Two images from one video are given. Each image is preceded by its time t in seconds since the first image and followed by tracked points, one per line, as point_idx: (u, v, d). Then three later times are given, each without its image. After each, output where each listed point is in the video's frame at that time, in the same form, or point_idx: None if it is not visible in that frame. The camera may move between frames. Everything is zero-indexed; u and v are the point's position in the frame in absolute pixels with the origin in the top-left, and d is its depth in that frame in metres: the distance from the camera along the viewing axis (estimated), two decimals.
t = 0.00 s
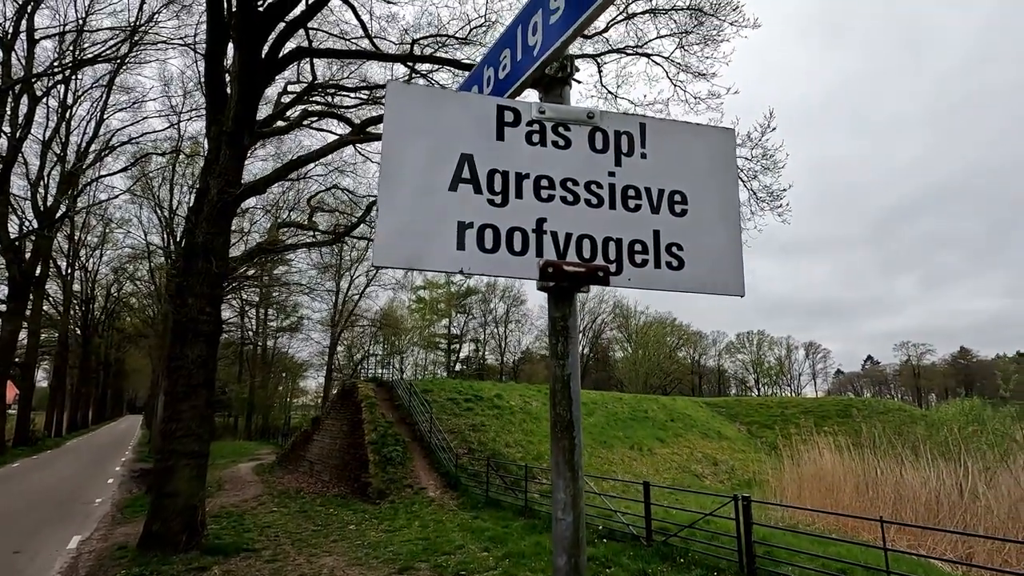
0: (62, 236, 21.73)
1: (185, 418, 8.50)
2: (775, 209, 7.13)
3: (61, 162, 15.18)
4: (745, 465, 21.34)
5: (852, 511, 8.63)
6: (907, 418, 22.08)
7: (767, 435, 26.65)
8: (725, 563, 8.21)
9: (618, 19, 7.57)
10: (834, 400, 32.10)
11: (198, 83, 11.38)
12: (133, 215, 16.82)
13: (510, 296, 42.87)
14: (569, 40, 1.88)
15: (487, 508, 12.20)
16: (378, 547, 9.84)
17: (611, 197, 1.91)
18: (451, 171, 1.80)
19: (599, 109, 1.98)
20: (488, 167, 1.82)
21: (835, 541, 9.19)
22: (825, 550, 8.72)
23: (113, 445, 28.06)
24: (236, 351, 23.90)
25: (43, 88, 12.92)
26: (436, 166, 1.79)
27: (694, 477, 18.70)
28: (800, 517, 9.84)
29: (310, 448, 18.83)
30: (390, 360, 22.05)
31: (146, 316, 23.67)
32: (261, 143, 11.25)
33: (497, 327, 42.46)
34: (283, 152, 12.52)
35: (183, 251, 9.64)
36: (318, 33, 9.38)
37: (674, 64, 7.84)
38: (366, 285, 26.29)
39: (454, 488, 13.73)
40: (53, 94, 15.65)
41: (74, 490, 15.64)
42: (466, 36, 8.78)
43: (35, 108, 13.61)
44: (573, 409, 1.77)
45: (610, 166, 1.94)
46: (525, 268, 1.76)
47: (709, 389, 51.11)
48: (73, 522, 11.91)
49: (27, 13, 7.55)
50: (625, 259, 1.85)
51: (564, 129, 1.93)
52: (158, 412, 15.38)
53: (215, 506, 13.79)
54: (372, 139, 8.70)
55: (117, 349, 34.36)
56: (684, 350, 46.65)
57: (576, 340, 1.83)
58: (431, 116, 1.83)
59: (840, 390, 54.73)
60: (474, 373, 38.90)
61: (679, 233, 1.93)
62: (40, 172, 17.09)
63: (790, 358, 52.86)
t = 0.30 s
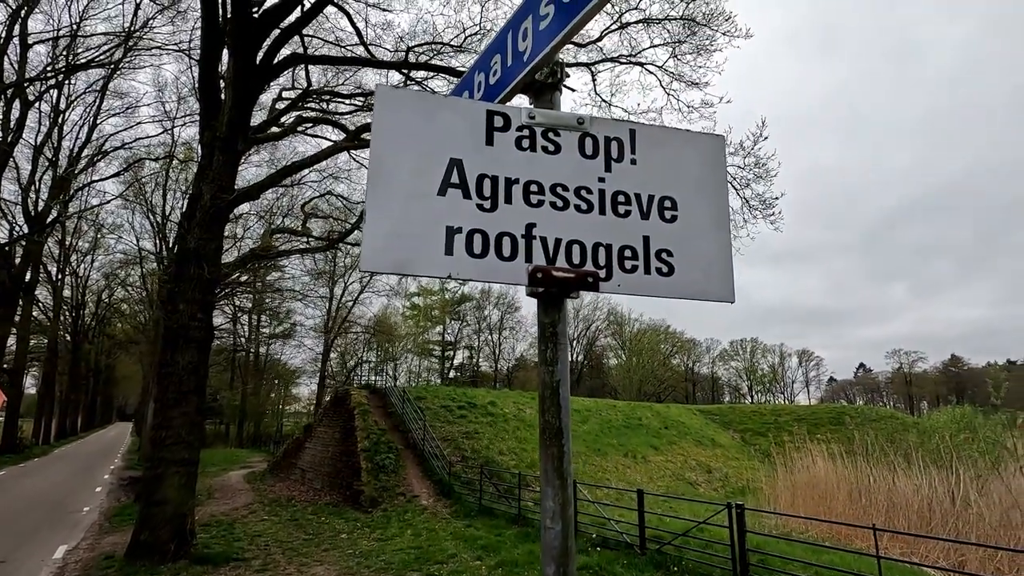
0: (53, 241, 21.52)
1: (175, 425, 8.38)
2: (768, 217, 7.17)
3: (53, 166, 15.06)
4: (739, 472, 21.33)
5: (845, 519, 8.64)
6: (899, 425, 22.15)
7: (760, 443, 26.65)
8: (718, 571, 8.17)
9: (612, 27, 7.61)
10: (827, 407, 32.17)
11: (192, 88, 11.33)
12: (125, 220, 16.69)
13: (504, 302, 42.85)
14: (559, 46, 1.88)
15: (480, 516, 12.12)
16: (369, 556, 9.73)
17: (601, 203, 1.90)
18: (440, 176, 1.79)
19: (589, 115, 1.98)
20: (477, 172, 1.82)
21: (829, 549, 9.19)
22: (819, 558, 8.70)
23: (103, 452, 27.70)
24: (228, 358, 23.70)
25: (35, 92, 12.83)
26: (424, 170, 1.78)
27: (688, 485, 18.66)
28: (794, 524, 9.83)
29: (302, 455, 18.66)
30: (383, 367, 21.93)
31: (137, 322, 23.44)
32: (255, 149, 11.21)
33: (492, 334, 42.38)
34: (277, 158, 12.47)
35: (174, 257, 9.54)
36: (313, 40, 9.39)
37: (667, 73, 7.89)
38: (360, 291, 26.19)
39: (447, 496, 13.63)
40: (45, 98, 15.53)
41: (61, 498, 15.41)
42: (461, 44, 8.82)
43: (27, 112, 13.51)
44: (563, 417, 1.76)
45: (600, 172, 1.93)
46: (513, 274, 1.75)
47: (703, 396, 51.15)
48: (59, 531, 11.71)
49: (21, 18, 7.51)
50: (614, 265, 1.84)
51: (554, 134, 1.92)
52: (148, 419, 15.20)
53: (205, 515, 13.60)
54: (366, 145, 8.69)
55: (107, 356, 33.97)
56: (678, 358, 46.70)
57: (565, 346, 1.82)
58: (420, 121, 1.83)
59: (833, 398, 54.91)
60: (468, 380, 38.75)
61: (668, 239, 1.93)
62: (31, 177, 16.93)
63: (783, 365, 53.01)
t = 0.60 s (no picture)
0: (46, 245, 21.36)
1: (168, 431, 8.31)
2: (764, 224, 7.01)
3: (47, 170, 14.96)
4: (734, 478, 21.31)
5: (840, 524, 8.67)
6: (894, 431, 22.19)
7: (756, 449, 26.65)
8: None
9: (608, 34, 7.64)
10: (822, 413, 32.22)
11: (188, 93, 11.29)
12: (120, 225, 16.59)
13: (500, 308, 42.82)
14: (556, 51, 1.89)
15: (476, 523, 12.06)
16: (363, 563, 9.65)
17: (597, 209, 1.90)
18: (435, 182, 1.79)
19: (585, 121, 1.99)
20: (473, 178, 1.82)
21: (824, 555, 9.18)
22: (814, 564, 8.71)
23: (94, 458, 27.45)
24: (222, 363, 23.56)
25: (30, 96, 12.76)
26: (420, 176, 1.78)
27: (684, 491, 18.63)
28: (789, 531, 9.83)
29: (296, 461, 18.53)
30: (378, 373, 21.84)
31: (131, 327, 23.25)
32: (251, 153, 11.19)
33: (487, 340, 42.31)
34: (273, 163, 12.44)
35: (169, 261, 9.49)
36: (310, 45, 9.40)
37: (663, 80, 7.92)
38: (355, 297, 26.09)
39: (442, 503, 13.55)
40: (39, 101, 15.46)
41: (51, 505, 15.24)
42: (458, 50, 8.84)
43: (21, 116, 13.45)
44: (558, 423, 1.75)
45: (596, 178, 1.93)
46: (508, 280, 1.74)
47: (699, 402, 51.17)
48: (49, 538, 11.57)
49: (16, 21, 7.48)
50: (610, 271, 1.85)
51: (550, 140, 1.93)
52: (141, 425, 15.06)
53: (197, 522, 13.47)
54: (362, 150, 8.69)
55: (100, 361, 33.68)
56: (673, 363, 46.72)
57: (561, 352, 1.81)
58: (417, 127, 1.82)
59: (827, 404, 55.10)
60: (463, 385, 38.64)
61: (663, 246, 1.93)
62: (25, 180, 16.82)
63: (778, 371, 53.11)
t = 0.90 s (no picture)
0: (39, 249, 21.22)
1: (160, 436, 8.24)
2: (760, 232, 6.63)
3: (41, 174, 14.87)
4: (730, 484, 21.30)
5: (836, 531, 8.65)
6: (889, 437, 22.23)
7: (751, 454, 26.65)
8: None
9: (604, 40, 7.66)
10: (817, 419, 32.25)
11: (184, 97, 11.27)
12: (114, 229, 16.49)
13: (496, 313, 42.76)
14: (552, 57, 1.89)
15: (471, 529, 12.01)
16: (357, 570, 9.58)
17: (594, 214, 1.90)
18: (431, 186, 1.78)
19: (582, 126, 1.99)
20: (469, 182, 1.81)
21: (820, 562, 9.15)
22: (810, 570, 8.69)
23: (87, 463, 27.21)
24: (217, 368, 23.41)
25: (25, 99, 12.70)
26: (416, 181, 1.77)
27: (679, 497, 18.59)
28: (785, 537, 9.82)
29: (291, 467, 18.40)
30: (374, 378, 21.75)
31: (124, 331, 23.08)
32: (247, 158, 11.16)
33: (483, 344, 42.22)
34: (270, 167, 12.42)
35: (163, 265, 9.44)
36: (307, 50, 9.39)
37: (659, 87, 7.94)
38: (351, 301, 26.00)
39: (437, 509, 13.48)
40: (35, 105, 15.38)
41: (42, 511, 15.07)
42: (455, 55, 8.86)
43: (15, 120, 13.37)
44: (554, 429, 1.75)
45: (592, 183, 1.93)
46: (505, 284, 1.74)
47: (694, 407, 51.17)
48: (39, 545, 11.43)
49: (11, 24, 7.44)
50: (607, 276, 1.84)
51: (546, 145, 1.93)
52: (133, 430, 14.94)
53: (190, 529, 13.35)
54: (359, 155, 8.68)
55: (93, 365, 33.42)
56: (669, 369, 46.71)
57: (557, 358, 1.81)
58: (413, 132, 1.81)
59: (822, 409, 55.20)
60: (459, 391, 38.54)
61: (660, 252, 1.92)
62: (19, 184, 16.72)
63: (774, 377, 53.19)
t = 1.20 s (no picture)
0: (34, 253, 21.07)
1: (154, 441, 8.15)
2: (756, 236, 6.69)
3: (37, 177, 14.77)
4: (727, 489, 21.24)
5: (834, 537, 8.63)
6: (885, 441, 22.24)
7: (748, 459, 26.61)
8: None
9: (601, 46, 7.68)
10: (814, 424, 32.24)
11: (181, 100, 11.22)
12: (110, 233, 16.41)
13: (493, 317, 42.66)
14: (549, 57, 1.88)
15: (467, 534, 11.93)
16: None
17: (591, 215, 1.88)
18: (428, 186, 1.76)
19: (580, 127, 1.97)
20: (466, 182, 1.79)
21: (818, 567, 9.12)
22: None
23: (81, 468, 26.96)
24: (212, 373, 23.28)
25: (21, 102, 12.61)
26: (413, 181, 1.75)
27: (676, 502, 18.53)
28: (782, 542, 9.79)
29: (286, 472, 18.27)
30: (370, 382, 21.62)
31: (119, 335, 22.91)
32: (244, 161, 11.13)
33: (480, 349, 42.10)
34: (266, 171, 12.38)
35: (158, 268, 9.36)
36: (304, 54, 9.38)
37: (656, 92, 7.94)
38: (347, 305, 25.88)
39: (434, 514, 13.39)
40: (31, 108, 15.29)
41: (34, 516, 14.91)
42: (452, 60, 8.86)
43: (11, 123, 13.31)
44: (551, 433, 1.73)
45: (590, 184, 1.92)
46: (502, 285, 1.71)
47: (691, 412, 51.11)
48: (30, 551, 11.29)
49: (8, 27, 7.41)
50: (605, 278, 1.82)
51: (544, 145, 1.91)
52: (127, 435, 14.80)
53: (184, 534, 13.22)
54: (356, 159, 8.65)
55: (87, 370, 33.14)
56: (666, 373, 46.67)
57: (555, 361, 1.78)
58: (410, 132, 1.80)
59: (819, 414, 55.25)
60: (456, 395, 38.40)
61: (658, 253, 1.91)
62: (14, 187, 16.61)
63: (771, 382, 53.18)
